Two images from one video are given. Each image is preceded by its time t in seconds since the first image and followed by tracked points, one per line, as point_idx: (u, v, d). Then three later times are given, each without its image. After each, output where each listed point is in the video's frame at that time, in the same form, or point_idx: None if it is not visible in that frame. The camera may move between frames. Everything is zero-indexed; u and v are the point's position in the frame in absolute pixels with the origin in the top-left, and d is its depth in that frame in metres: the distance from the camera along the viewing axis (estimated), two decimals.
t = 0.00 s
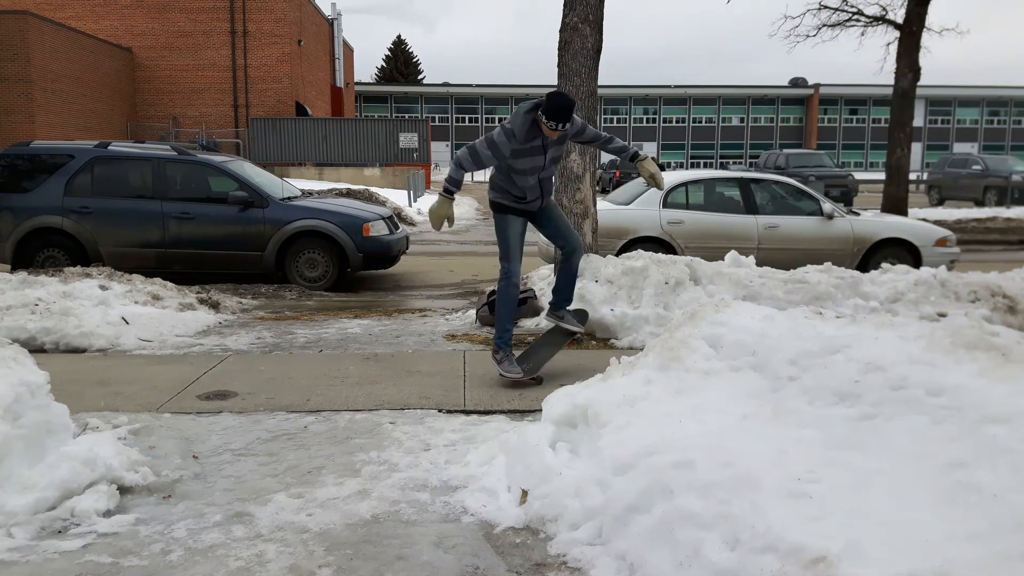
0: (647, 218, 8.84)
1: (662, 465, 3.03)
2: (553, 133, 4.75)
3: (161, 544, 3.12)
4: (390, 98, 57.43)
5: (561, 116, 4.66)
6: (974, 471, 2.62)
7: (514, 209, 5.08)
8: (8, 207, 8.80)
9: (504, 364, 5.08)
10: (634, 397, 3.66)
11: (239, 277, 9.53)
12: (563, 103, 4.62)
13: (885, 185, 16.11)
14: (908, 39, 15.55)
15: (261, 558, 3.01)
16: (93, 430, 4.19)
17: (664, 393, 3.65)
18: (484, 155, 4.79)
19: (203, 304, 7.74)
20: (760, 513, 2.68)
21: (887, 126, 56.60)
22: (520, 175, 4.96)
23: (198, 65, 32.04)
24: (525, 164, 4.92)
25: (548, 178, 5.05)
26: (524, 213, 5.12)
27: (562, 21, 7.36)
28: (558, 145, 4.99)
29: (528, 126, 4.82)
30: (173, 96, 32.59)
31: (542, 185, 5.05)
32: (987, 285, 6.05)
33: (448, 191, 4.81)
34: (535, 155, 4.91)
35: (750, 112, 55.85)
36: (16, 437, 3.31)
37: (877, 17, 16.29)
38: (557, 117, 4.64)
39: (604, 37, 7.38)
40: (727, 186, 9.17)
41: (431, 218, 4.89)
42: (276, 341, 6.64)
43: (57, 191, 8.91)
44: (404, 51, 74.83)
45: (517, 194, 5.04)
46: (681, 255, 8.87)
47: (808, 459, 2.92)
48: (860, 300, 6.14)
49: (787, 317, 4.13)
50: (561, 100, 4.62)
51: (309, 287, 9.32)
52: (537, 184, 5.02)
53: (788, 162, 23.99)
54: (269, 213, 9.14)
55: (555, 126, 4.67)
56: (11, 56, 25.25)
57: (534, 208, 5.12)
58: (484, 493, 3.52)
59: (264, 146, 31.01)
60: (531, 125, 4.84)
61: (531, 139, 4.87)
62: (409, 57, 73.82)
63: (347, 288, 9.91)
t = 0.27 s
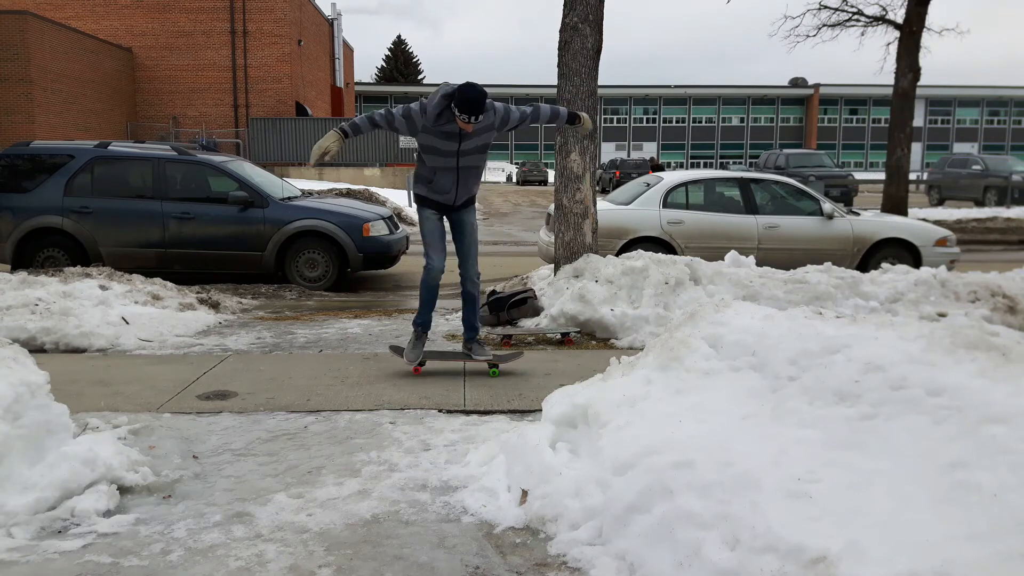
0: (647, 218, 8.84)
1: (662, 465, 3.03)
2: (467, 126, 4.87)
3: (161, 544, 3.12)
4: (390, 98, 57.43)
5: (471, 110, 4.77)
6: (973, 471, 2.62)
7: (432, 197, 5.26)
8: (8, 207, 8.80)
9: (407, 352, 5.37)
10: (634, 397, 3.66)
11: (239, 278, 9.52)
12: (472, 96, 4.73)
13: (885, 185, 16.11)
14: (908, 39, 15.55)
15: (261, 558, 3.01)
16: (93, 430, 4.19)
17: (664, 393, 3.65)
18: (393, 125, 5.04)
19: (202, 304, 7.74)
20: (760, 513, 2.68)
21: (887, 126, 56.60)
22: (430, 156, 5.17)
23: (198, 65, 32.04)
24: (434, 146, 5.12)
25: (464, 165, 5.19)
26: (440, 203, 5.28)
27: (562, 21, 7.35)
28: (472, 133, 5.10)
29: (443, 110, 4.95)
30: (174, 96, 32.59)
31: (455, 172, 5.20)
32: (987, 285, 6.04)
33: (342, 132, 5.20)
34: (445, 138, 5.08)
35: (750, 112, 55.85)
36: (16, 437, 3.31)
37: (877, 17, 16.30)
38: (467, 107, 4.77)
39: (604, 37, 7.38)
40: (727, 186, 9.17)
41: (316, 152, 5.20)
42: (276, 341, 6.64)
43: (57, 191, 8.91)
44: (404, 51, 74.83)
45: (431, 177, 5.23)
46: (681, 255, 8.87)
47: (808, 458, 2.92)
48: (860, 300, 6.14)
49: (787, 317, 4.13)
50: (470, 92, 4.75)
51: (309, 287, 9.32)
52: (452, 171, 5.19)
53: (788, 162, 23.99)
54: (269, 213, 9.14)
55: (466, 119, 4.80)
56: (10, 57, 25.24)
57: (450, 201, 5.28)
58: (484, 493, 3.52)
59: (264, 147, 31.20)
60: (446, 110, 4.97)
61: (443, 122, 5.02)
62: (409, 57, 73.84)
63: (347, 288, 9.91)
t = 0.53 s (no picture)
0: (647, 218, 8.84)
1: (662, 465, 3.03)
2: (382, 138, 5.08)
3: (161, 544, 3.12)
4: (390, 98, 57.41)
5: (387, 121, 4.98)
6: (974, 471, 2.62)
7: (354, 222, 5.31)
8: (8, 207, 8.80)
9: (344, 356, 5.34)
10: (634, 397, 3.66)
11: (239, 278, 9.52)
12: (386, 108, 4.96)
13: (885, 185, 16.11)
14: (908, 39, 15.55)
15: (261, 558, 3.01)
16: (93, 430, 4.19)
17: (664, 394, 3.65)
18: (312, 153, 5.20)
19: (202, 304, 7.74)
20: (760, 513, 2.68)
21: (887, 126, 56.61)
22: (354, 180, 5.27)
23: (198, 65, 32.04)
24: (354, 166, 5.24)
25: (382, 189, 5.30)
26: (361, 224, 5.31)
27: (562, 21, 7.36)
28: (388, 152, 5.27)
29: (358, 129, 5.15)
30: (174, 96, 32.60)
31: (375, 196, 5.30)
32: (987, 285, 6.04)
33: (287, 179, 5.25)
34: (363, 157, 5.21)
35: (750, 112, 55.85)
36: (16, 437, 3.31)
37: (877, 17, 16.30)
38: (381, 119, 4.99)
39: (604, 37, 7.38)
40: (727, 186, 9.18)
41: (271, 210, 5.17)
42: (276, 341, 6.64)
43: (57, 191, 8.91)
44: (404, 51, 74.78)
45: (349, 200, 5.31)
46: (681, 255, 8.87)
47: (808, 459, 2.92)
48: (859, 300, 6.14)
49: (787, 317, 4.13)
50: (386, 103, 4.97)
51: (309, 287, 9.32)
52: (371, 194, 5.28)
53: (788, 162, 23.99)
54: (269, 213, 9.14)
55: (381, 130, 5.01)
56: (10, 56, 25.22)
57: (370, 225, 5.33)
58: (484, 493, 3.52)
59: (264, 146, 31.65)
60: (362, 128, 5.17)
61: (359, 142, 5.19)
62: (409, 57, 73.84)
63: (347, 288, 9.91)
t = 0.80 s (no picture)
0: (647, 218, 8.84)
1: (662, 465, 3.03)
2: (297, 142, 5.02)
3: (161, 544, 3.12)
4: (390, 98, 57.42)
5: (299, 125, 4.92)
6: (973, 471, 2.62)
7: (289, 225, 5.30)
8: (7, 207, 8.80)
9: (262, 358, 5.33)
10: (634, 397, 3.66)
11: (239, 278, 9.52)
12: (299, 110, 4.89)
13: (884, 185, 16.11)
14: (908, 39, 15.55)
15: (261, 558, 3.01)
16: (93, 430, 4.19)
17: (664, 394, 3.65)
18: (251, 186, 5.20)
19: (202, 304, 7.74)
20: (760, 513, 2.68)
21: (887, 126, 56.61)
22: (285, 191, 5.22)
23: (198, 65, 32.05)
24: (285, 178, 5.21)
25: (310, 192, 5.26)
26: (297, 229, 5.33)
27: (562, 21, 7.36)
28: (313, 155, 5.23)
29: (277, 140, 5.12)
30: (174, 96, 32.60)
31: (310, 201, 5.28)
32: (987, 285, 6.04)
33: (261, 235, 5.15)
34: (288, 165, 5.19)
35: (750, 112, 55.84)
36: (16, 437, 3.30)
37: (877, 17, 16.30)
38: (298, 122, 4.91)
39: (604, 37, 7.38)
40: (727, 186, 9.18)
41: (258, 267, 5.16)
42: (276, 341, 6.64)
43: (57, 191, 8.90)
44: (404, 51, 74.77)
45: (283, 209, 5.27)
46: (681, 255, 8.87)
47: (809, 459, 2.92)
48: (859, 300, 6.14)
49: (787, 317, 4.13)
50: (294, 109, 4.89)
51: (309, 287, 9.32)
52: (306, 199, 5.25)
53: (788, 162, 23.99)
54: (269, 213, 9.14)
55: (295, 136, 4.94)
56: (10, 56, 25.21)
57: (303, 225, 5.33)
58: (484, 493, 3.52)
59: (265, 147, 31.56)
60: (280, 139, 5.14)
61: (281, 151, 5.17)
62: (409, 57, 73.86)
63: (347, 288, 9.91)
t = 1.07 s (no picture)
0: (647, 218, 8.84)
1: (662, 465, 3.03)
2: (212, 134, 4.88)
3: (161, 544, 3.12)
4: (390, 98, 57.42)
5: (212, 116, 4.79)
6: (973, 471, 2.62)
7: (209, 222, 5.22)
8: (8, 207, 8.81)
9: (182, 358, 5.28)
10: (634, 397, 3.66)
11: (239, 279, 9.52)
12: (204, 102, 4.72)
13: (884, 185, 16.11)
14: (908, 39, 15.55)
15: (261, 558, 3.01)
16: (93, 430, 4.19)
17: (664, 393, 3.65)
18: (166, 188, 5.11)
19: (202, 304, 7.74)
20: (761, 513, 2.67)
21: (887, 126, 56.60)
22: (203, 186, 5.10)
23: (198, 65, 32.04)
24: (199, 171, 5.06)
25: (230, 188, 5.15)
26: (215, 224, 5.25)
27: (562, 21, 7.36)
28: (229, 148, 5.09)
29: (191, 133, 4.97)
30: (174, 96, 32.60)
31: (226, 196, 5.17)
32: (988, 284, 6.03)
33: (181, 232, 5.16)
34: (205, 159, 5.05)
35: (750, 112, 55.85)
36: (16, 437, 3.30)
37: (877, 16, 16.30)
38: (202, 116, 4.76)
39: (604, 37, 7.38)
40: (727, 186, 9.17)
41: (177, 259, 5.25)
42: (276, 341, 6.64)
43: (57, 191, 8.90)
44: (404, 51, 74.85)
45: (200, 206, 5.18)
46: (681, 255, 8.87)
47: (809, 459, 2.92)
48: (859, 300, 6.14)
49: (787, 317, 4.13)
50: (204, 100, 4.74)
51: (309, 287, 9.32)
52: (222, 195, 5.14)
53: (788, 162, 23.99)
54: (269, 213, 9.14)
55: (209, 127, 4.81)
56: (10, 56, 25.21)
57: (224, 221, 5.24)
58: (484, 493, 3.52)
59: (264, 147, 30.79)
60: (194, 131, 4.98)
61: (196, 145, 5.02)
62: (409, 57, 73.88)
63: (347, 288, 9.91)
